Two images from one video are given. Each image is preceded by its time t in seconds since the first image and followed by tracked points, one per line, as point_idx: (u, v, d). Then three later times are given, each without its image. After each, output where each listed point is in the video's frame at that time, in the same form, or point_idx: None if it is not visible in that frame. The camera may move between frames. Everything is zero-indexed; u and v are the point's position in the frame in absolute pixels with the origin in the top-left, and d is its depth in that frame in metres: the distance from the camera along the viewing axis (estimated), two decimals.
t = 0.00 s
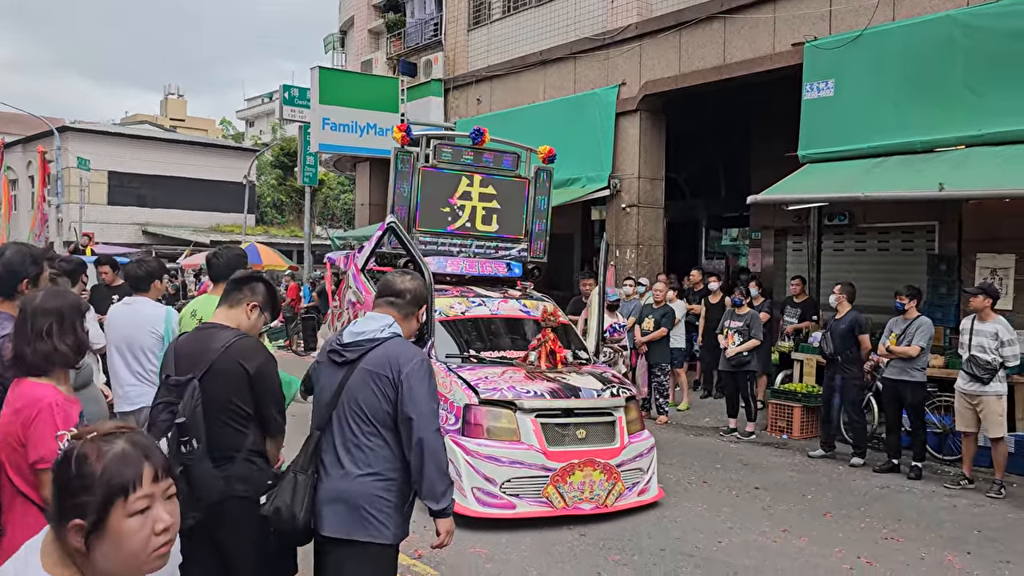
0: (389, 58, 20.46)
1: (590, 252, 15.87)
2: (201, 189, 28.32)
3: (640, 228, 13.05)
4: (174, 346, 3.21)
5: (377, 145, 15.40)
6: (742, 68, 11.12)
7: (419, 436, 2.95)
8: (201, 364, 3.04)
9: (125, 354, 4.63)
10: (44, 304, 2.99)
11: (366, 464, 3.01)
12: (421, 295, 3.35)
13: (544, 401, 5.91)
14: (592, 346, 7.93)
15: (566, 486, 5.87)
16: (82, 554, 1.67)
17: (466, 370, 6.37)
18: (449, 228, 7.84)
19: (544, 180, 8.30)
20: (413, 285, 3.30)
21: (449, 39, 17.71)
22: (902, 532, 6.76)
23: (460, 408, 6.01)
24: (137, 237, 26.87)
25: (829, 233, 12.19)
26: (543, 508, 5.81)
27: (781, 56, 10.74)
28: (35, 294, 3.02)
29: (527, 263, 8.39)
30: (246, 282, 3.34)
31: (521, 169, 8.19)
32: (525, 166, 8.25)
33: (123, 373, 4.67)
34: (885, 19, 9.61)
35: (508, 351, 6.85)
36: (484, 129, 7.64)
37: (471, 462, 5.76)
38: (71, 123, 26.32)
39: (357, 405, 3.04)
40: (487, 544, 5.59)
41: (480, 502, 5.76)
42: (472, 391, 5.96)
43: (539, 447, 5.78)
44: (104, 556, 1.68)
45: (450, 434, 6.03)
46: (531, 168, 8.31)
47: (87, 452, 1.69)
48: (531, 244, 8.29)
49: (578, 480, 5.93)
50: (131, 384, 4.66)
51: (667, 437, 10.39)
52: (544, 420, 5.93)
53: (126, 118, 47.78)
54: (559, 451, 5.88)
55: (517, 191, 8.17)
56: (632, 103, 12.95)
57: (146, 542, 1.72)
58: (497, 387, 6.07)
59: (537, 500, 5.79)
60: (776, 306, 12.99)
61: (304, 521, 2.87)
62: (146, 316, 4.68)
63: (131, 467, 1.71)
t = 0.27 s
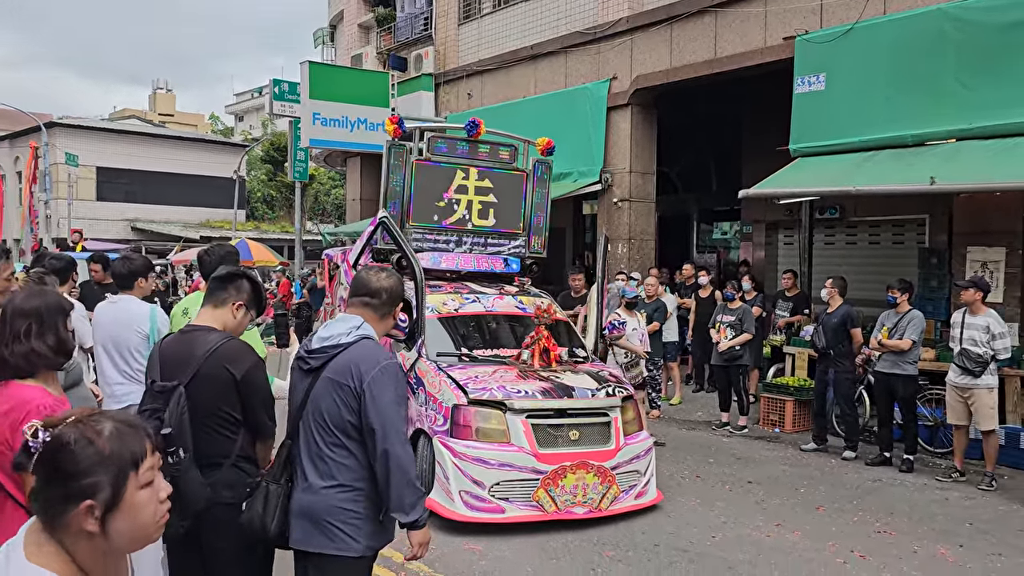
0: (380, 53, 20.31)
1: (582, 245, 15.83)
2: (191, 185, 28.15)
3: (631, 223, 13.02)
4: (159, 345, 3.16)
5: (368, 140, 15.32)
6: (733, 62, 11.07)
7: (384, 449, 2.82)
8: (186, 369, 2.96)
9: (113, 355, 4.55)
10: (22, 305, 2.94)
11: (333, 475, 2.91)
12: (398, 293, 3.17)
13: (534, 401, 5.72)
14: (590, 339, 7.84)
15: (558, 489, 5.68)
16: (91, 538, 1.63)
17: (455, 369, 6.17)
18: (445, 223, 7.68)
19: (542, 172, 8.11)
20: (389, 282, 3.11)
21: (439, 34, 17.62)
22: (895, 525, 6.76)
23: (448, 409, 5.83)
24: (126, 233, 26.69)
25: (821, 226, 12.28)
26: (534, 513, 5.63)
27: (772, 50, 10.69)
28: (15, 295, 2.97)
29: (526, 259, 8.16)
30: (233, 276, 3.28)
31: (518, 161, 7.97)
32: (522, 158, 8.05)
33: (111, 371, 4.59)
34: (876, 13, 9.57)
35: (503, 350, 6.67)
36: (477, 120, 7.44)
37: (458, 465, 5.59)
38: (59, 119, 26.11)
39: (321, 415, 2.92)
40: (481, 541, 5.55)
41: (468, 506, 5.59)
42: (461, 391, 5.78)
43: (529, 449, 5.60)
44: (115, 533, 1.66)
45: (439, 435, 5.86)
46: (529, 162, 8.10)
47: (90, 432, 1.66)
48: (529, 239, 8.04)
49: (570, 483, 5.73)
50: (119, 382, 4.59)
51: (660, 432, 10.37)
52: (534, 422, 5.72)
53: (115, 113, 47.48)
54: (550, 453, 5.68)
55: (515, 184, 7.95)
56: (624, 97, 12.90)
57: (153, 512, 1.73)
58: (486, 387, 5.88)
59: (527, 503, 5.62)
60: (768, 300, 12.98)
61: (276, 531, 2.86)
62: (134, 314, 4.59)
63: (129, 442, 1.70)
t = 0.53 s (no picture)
0: (373, 49, 20.25)
1: (577, 242, 15.82)
2: (184, 182, 28.06)
3: (626, 219, 13.02)
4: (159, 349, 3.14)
5: (362, 137, 15.28)
6: (727, 58, 11.06)
7: (332, 466, 2.68)
8: (184, 372, 2.96)
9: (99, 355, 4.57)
10: (27, 305, 2.92)
11: (287, 493, 2.79)
12: (364, 295, 3.02)
13: (527, 401, 5.49)
14: (590, 339, 7.67)
15: (551, 493, 5.43)
16: (67, 491, 1.69)
17: (446, 369, 5.96)
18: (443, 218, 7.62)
19: (544, 168, 8.05)
20: (354, 285, 2.96)
21: (433, 30, 17.58)
22: (890, 520, 6.78)
23: (438, 410, 5.61)
24: (120, 231, 26.60)
25: (815, 222, 12.24)
26: (525, 518, 5.38)
27: (766, 46, 10.69)
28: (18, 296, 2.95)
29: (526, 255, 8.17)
30: (239, 274, 3.26)
31: (517, 156, 7.93)
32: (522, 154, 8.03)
33: (98, 367, 4.61)
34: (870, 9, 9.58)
35: (499, 348, 6.55)
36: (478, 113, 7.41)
37: (446, 468, 5.35)
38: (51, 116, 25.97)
39: (271, 431, 2.80)
40: (478, 538, 5.55)
41: (457, 511, 5.36)
42: (450, 392, 5.56)
43: (521, 451, 5.36)
44: (90, 483, 1.74)
45: (428, 437, 5.64)
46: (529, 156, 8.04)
47: (54, 392, 1.72)
48: (529, 234, 8.04)
49: (564, 487, 5.47)
50: (105, 378, 4.61)
51: (656, 428, 10.38)
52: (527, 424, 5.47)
53: (107, 110, 47.27)
54: (544, 456, 5.43)
55: (514, 179, 7.91)
56: (618, 93, 12.89)
57: (117, 466, 1.82)
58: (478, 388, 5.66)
59: (518, 508, 5.37)
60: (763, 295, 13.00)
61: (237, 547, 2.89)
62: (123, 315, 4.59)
63: (94, 398, 1.79)
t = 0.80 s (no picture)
0: (372, 49, 20.24)
1: (576, 241, 15.83)
2: (183, 182, 28.05)
3: (625, 218, 13.05)
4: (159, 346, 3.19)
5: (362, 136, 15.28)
6: (726, 57, 11.08)
7: (277, 482, 2.46)
8: (180, 373, 3.02)
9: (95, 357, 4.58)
10: (41, 302, 2.93)
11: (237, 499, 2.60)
12: (342, 296, 2.83)
13: (523, 406, 5.40)
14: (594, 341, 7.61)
15: (547, 500, 5.34)
16: (31, 467, 1.84)
17: (441, 372, 5.89)
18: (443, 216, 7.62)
19: (550, 164, 7.98)
20: (335, 285, 2.78)
21: (432, 29, 17.57)
22: (889, 518, 6.80)
23: (432, 414, 5.51)
24: (119, 231, 26.58)
25: (813, 221, 12.22)
26: (520, 525, 5.30)
27: (765, 45, 10.71)
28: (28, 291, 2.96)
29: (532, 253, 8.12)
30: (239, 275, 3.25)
31: (521, 151, 7.87)
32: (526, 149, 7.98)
33: (92, 368, 4.61)
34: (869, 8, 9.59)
35: (498, 350, 6.48)
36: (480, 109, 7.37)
37: (439, 474, 5.26)
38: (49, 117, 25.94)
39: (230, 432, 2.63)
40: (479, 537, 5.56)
41: (450, 519, 5.25)
42: (444, 396, 5.47)
43: (516, 457, 5.28)
44: (51, 459, 1.89)
45: (422, 442, 5.54)
46: (532, 151, 7.98)
47: (19, 373, 1.87)
48: (534, 232, 7.99)
49: (560, 494, 5.38)
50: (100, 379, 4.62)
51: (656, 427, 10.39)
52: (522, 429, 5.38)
53: (105, 110, 47.19)
54: (540, 462, 5.34)
55: (518, 175, 7.85)
56: (617, 93, 12.90)
57: (71, 447, 1.96)
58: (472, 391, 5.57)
59: (512, 515, 5.29)
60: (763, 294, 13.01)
61: (201, 555, 2.91)
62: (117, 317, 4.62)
63: (49, 380, 1.94)
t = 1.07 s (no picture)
0: (375, 48, 20.26)
1: (579, 239, 15.84)
2: (187, 182, 28.11)
3: (628, 216, 13.07)
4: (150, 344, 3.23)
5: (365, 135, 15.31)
6: (729, 55, 11.09)
7: (249, 478, 2.47)
8: (170, 370, 3.07)
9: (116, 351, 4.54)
10: (46, 299, 2.95)
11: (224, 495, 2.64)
12: (328, 292, 2.78)
13: (524, 408, 5.24)
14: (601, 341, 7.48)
15: (547, 506, 5.16)
16: (9, 451, 1.95)
17: (441, 373, 5.78)
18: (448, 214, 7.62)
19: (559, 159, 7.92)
20: (317, 279, 2.75)
21: (434, 28, 17.60)
22: (893, 515, 6.82)
23: (430, 416, 5.37)
24: (123, 231, 26.63)
25: (817, 218, 12.23)
26: (519, 532, 5.12)
27: (768, 43, 10.72)
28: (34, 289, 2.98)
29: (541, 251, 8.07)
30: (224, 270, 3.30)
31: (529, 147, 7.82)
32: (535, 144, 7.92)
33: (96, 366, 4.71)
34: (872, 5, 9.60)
35: (500, 350, 6.40)
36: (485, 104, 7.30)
37: (435, 477, 5.10)
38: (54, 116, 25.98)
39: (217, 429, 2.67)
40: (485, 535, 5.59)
41: (447, 524, 5.09)
42: (442, 397, 5.31)
43: (515, 462, 5.10)
44: (28, 442, 1.99)
45: (419, 445, 5.40)
46: (540, 147, 7.93)
47: None
48: (542, 230, 7.94)
49: (561, 500, 5.19)
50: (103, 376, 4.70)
51: (660, 425, 10.41)
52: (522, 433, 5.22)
53: (108, 110, 47.24)
54: (540, 466, 5.16)
55: (525, 171, 7.80)
56: (621, 91, 12.91)
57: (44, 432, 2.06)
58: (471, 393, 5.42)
59: (511, 521, 5.11)
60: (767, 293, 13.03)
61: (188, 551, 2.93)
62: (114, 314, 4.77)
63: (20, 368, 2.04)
